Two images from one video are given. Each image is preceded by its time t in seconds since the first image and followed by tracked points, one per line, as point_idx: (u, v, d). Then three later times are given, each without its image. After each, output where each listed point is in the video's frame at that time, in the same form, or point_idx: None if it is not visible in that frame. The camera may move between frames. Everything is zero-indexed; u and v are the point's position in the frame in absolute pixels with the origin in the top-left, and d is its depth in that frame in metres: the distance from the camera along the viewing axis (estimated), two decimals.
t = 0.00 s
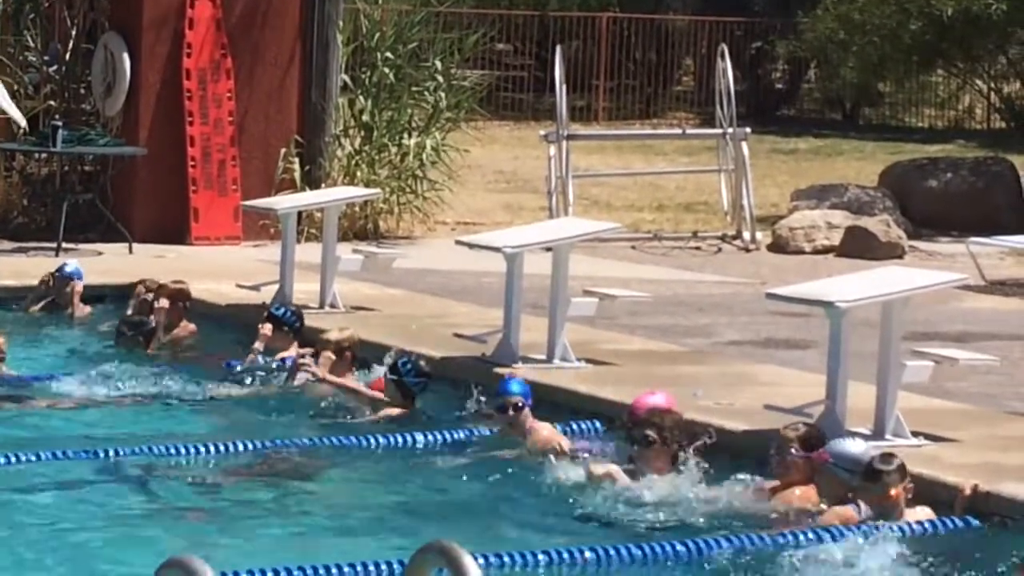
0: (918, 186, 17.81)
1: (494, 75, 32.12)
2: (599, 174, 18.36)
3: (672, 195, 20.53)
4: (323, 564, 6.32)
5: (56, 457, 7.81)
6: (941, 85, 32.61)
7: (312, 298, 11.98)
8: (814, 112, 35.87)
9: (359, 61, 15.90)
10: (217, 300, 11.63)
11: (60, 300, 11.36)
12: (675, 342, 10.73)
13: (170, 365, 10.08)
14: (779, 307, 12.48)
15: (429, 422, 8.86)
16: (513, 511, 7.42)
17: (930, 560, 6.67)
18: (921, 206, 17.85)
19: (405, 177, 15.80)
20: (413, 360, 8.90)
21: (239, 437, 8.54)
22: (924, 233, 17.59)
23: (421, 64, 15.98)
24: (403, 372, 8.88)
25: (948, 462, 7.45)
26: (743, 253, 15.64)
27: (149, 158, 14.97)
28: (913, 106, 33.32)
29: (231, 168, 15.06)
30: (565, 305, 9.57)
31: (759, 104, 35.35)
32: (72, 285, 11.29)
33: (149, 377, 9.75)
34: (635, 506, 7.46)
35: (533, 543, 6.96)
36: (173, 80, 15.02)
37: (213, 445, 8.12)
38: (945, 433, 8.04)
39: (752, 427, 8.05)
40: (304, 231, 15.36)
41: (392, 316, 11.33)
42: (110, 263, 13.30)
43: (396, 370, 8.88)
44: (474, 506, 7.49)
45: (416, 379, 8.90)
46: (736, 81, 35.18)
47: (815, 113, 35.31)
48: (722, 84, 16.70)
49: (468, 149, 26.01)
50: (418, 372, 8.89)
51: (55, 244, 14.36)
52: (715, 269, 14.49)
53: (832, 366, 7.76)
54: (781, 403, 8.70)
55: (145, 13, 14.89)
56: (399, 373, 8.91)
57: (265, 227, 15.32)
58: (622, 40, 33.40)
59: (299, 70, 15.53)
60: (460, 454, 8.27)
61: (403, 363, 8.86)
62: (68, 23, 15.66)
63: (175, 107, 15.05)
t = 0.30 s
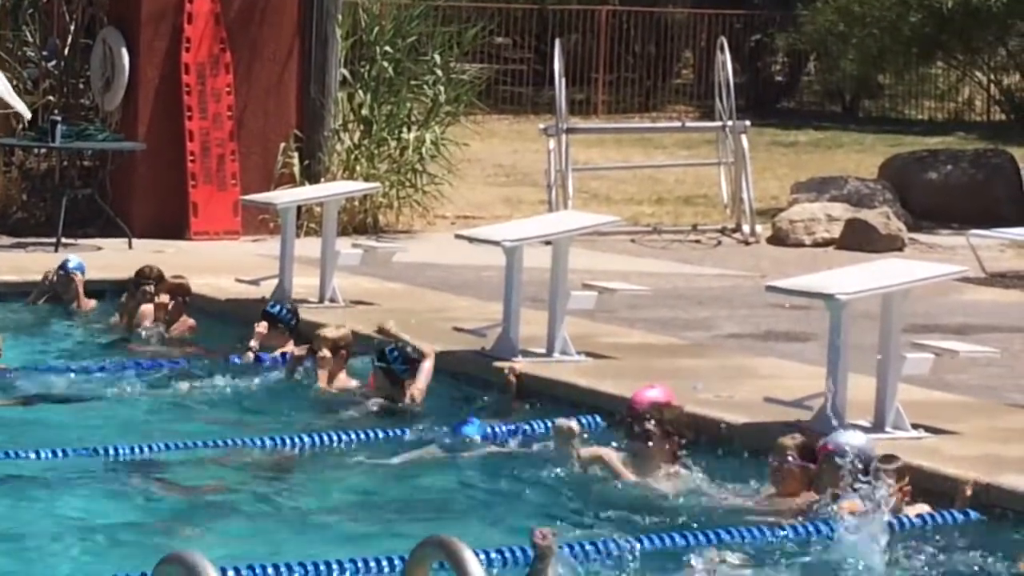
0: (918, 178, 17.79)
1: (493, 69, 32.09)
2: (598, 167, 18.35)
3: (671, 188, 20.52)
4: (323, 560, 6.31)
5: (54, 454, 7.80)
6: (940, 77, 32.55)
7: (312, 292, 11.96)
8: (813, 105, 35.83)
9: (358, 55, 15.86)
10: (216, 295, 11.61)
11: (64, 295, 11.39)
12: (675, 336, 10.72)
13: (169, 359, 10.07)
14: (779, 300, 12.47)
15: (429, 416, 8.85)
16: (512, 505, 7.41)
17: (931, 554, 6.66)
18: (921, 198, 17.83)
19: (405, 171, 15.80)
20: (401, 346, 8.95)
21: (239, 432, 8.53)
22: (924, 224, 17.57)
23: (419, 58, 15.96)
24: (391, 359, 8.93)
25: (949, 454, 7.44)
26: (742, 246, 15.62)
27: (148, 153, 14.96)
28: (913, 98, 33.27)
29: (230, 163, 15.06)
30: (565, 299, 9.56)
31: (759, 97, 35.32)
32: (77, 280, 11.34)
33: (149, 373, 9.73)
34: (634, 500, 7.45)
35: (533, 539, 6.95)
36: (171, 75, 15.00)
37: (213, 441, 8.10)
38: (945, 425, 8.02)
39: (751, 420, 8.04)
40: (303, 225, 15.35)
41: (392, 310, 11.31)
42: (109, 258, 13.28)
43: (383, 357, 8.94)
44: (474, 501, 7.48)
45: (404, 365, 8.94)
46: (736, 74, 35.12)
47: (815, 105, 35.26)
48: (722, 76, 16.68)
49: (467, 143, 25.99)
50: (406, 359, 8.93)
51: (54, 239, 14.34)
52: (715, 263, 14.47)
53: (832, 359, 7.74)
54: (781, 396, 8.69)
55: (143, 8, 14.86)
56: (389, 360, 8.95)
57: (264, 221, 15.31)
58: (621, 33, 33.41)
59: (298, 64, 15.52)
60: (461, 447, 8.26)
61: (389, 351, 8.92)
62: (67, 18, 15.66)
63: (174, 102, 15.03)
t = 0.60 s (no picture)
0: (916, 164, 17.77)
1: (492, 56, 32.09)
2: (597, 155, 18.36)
3: (669, 176, 20.53)
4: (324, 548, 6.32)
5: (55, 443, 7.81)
6: (939, 64, 32.50)
7: (311, 280, 11.99)
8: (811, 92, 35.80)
9: (356, 43, 15.83)
10: (216, 283, 11.62)
11: (68, 284, 11.40)
12: (673, 323, 10.73)
13: (171, 347, 10.09)
14: (778, 286, 12.47)
15: (427, 404, 8.86)
16: (511, 494, 7.42)
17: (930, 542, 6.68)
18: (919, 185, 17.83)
19: (403, 159, 15.79)
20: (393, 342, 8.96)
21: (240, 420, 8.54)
22: (923, 211, 17.59)
23: (418, 46, 15.91)
24: (382, 354, 8.93)
25: (948, 441, 7.45)
26: (741, 233, 15.64)
27: (147, 141, 14.95)
28: (912, 85, 33.25)
29: (229, 151, 15.08)
30: (564, 288, 9.57)
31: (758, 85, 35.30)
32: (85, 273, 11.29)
33: (148, 361, 9.73)
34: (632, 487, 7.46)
35: (532, 526, 6.96)
36: (170, 63, 14.99)
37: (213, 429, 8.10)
38: (943, 411, 8.03)
39: (750, 407, 8.05)
40: (301, 213, 15.36)
41: (391, 297, 11.32)
42: (109, 246, 13.28)
43: (375, 353, 8.95)
44: (473, 488, 7.49)
45: (395, 362, 8.93)
46: (734, 61, 35.10)
47: (813, 93, 35.26)
48: (720, 64, 16.68)
49: (466, 131, 26.00)
50: (398, 355, 8.93)
51: (54, 227, 14.34)
52: (713, 250, 14.48)
53: (831, 346, 7.75)
54: (780, 382, 8.71)
55: None
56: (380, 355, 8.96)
57: (263, 209, 15.31)
58: (619, 20, 33.47)
59: (296, 52, 15.53)
60: (461, 434, 8.28)
61: (381, 346, 8.93)
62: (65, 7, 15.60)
63: (172, 91, 15.02)
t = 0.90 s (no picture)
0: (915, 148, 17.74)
1: (490, 42, 32.08)
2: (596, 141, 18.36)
3: (669, 161, 20.52)
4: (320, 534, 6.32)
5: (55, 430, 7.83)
6: (938, 48, 32.46)
7: (309, 266, 11.98)
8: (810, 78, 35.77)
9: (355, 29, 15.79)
10: (216, 270, 11.62)
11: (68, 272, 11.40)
12: (673, 308, 10.72)
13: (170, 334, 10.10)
14: (777, 272, 12.47)
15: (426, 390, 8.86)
16: (511, 481, 7.40)
17: (928, 528, 6.67)
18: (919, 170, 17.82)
19: (402, 146, 15.79)
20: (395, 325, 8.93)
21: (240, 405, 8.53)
22: (922, 196, 17.57)
23: (416, 32, 15.86)
24: (386, 338, 8.90)
25: (947, 425, 7.44)
26: (740, 218, 15.63)
27: (145, 128, 14.96)
28: (911, 70, 33.22)
29: (228, 138, 15.00)
30: (563, 274, 9.56)
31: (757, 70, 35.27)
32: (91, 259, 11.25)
33: (150, 351, 9.74)
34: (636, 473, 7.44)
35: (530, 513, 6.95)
36: (169, 49, 15.00)
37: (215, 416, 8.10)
38: (942, 396, 8.03)
39: (748, 391, 8.05)
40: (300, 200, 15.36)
41: (391, 283, 11.31)
42: (107, 233, 13.28)
43: (378, 337, 8.91)
44: (471, 476, 7.49)
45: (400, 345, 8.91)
46: (733, 46, 35.08)
47: (813, 78, 35.25)
48: (719, 49, 16.66)
49: (465, 118, 26.01)
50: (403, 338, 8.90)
51: (52, 214, 14.34)
52: (712, 235, 14.47)
53: (830, 330, 7.75)
54: (779, 367, 8.70)
55: None
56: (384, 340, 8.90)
57: (262, 196, 15.32)
58: (617, 7, 33.61)
59: (295, 39, 15.51)
60: (463, 421, 8.26)
61: (385, 329, 8.89)
62: None
63: (171, 79, 15.01)
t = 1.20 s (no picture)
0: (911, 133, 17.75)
1: (487, 28, 32.05)
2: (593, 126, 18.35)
3: (666, 146, 20.51)
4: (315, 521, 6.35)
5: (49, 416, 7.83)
6: (934, 33, 32.43)
7: (305, 251, 11.98)
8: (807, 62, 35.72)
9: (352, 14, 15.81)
10: (211, 255, 11.61)
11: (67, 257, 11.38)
12: (670, 292, 10.72)
13: (168, 319, 10.11)
14: (774, 256, 12.46)
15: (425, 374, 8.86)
16: (509, 464, 7.43)
17: (922, 511, 6.69)
18: (916, 154, 17.83)
19: (399, 131, 15.79)
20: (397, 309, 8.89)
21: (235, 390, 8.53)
22: (918, 180, 17.58)
23: (414, 16, 15.79)
24: (391, 325, 8.85)
25: (943, 409, 7.44)
26: (738, 203, 15.63)
27: (141, 114, 14.96)
28: (909, 55, 33.20)
29: (224, 123, 15.03)
30: (559, 259, 9.56)
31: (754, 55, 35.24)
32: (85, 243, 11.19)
33: (146, 335, 9.76)
34: (634, 456, 7.47)
35: (530, 497, 6.97)
36: (164, 35, 14.97)
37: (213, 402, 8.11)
38: (938, 379, 8.03)
39: (745, 375, 8.06)
40: (297, 185, 15.35)
41: (388, 268, 11.31)
42: (104, 219, 13.27)
43: (383, 324, 8.86)
44: (468, 461, 7.50)
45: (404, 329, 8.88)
46: (730, 31, 35.05)
47: (810, 63, 35.23)
48: (716, 34, 16.65)
49: (463, 103, 26.00)
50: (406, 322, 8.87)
51: (49, 200, 14.32)
52: (709, 220, 14.46)
53: (826, 313, 7.75)
54: (776, 351, 8.70)
55: None
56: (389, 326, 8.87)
57: (259, 181, 15.31)
58: None
59: (292, 23, 15.49)
60: (465, 405, 8.28)
61: (388, 317, 8.84)
62: None
63: (167, 64, 15.00)
